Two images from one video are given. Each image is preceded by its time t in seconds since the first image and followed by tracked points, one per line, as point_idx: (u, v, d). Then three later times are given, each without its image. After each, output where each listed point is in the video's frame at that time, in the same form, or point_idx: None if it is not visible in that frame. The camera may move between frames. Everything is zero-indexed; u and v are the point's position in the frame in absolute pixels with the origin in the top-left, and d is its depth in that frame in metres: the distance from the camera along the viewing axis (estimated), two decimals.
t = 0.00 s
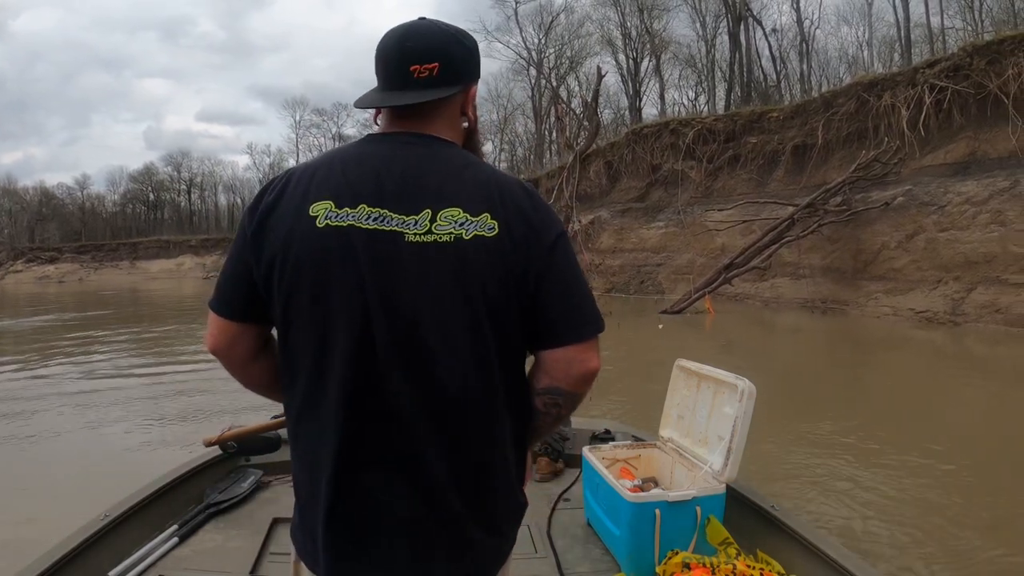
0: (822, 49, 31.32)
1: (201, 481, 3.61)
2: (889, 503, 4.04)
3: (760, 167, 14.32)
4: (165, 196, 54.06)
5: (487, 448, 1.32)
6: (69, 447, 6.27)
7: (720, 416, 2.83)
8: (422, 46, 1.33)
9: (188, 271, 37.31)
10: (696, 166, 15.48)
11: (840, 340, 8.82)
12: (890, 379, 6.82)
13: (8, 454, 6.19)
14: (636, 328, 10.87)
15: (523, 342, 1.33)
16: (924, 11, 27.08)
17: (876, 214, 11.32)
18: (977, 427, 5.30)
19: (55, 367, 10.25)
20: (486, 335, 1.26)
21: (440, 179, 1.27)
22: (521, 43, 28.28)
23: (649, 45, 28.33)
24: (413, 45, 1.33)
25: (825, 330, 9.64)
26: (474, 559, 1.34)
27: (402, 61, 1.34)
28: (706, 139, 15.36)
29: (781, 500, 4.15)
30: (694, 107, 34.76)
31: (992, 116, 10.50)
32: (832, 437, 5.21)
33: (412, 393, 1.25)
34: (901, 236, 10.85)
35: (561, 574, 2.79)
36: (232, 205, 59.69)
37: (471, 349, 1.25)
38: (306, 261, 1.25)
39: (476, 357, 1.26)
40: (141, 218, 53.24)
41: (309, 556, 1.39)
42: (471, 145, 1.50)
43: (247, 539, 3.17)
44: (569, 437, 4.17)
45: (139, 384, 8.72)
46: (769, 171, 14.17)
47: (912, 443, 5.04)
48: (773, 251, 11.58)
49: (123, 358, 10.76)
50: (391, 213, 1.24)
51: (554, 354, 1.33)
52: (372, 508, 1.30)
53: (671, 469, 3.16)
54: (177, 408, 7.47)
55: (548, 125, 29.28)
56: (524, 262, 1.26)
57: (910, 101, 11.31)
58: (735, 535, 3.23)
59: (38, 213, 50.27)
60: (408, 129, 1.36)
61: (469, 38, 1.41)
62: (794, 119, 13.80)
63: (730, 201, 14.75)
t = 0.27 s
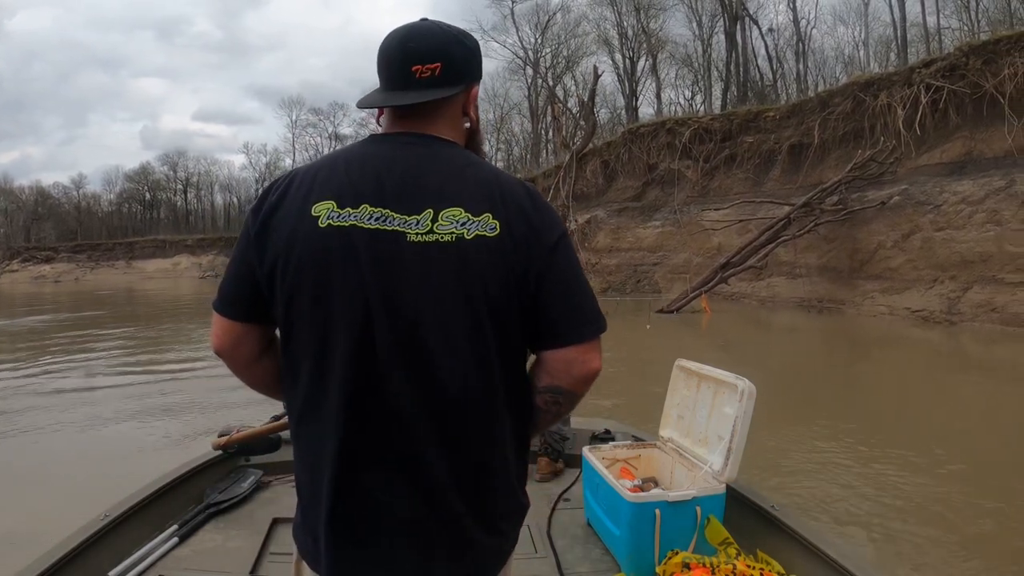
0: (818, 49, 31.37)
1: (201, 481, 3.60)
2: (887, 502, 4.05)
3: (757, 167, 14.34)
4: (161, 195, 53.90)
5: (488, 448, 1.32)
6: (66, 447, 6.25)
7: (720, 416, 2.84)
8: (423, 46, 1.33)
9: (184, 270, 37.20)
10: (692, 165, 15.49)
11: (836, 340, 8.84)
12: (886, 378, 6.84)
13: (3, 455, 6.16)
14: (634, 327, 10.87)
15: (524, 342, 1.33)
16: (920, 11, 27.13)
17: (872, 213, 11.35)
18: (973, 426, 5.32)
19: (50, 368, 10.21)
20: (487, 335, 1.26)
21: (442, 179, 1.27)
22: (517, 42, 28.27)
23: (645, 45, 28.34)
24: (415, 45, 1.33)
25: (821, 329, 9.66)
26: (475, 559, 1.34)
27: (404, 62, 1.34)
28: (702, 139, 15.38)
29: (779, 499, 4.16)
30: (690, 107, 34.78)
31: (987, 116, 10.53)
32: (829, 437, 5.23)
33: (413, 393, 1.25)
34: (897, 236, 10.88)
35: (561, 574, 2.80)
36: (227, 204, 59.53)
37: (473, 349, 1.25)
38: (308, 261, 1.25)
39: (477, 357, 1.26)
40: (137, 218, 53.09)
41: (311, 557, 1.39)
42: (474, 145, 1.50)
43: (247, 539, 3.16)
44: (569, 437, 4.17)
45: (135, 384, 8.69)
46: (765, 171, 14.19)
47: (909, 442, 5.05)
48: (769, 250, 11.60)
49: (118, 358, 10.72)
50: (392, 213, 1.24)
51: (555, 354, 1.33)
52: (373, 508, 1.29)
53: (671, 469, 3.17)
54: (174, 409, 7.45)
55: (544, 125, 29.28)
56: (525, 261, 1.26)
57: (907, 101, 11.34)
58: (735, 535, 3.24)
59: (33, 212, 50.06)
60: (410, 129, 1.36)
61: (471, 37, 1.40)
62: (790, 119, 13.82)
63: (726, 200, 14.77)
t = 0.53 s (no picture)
0: (814, 48, 31.42)
1: (201, 481, 3.59)
2: (884, 501, 4.07)
3: (753, 166, 14.36)
4: (157, 196, 53.75)
5: (485, 448, 1.32)
6: (63, 449, 6.23)
7: (720, 416, 2.84)
8: (415, 46, 1.33)
9: (180, 271, 37.12)
10: (689, 165, 15.52)
11: (833, 338, 8.87)
12: (882, 376, 6.86)
13: None
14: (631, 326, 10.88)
15: (519, 342, 1.33)
16: (916, 9, 27.19)
17: (868, 212, 11.38)
18: (970, 425, 5.34)
19: (46, 369, 10.18)
20: (482, 335, 1.26)
21: (437, 180, 1.27)
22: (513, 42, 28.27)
23: (641, 45, 28.37)
24: (406, 46, 1.34)
25: (818, 328, 9.68)
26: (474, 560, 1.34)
27: (396, 63, 1.34)
28: (698, 138, 15.40)
29: (778, 498, 4.18)
30: (686, 106, 34.80)
31: (983, 115, 10.57)
32: (827, 435, 5.25)
33: (409, 394, 1.25)
34: (893, 235, 10.91)
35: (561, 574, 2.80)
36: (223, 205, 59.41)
37: (469, 350, 1.26)
38: (305, 263, 1.25)
39: (473, 357, 1.26)
40: (133, 218, 52.95)
41: (311, 558, 1.39)
42: (470, 144, 1.49)
43: (247, 539, 3.16)
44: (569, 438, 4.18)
45: (131, 385, 8.67)
46: (761, 170, 14.22)
47: (906, 441, 5.07)
48: (766, 249, 11.63)
49: (115, 360, 10.70)
50: (387, 214, 1.24)
51: (550, 355, 1.33)
52: (372, 509, 1.30)
53: (671, 469, 3.17)
54: (171, 410, 7.43)
55: (541, 124, 29.29)
56: (519, 261, 1.26)
57: (902, 99, 11.37)
58: (735, 535, 3.25)
59: (29, 213, 49.90)
60: (404, 130, 1.36)
61: (465, 37, 1.40)
62: (786, 118, 13.85)
63: (723, 200, 14.79)
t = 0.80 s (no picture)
0: (809, 49, 31.52)
1: (201, 481, 3.58)
2: (881, 500, 4.08)
3: (748, 166, 14.39)
4: (151, 197, 53.57)
5: (478, 450, 1.32)
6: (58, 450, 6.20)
7: (720, 416, 2.85)
8: (408, 46, 1.34)
9: (175, 272, 37.00)
10: (684, 165, 15.55)
11: (828, 338, 8.90)
12: (878, 376, 6.89)
13: None
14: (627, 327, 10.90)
15: (510, 344, 1.33)
16: (910, 10, 27.29)
17: (863, 212, 11.43)
18: (966, 425, 5.36)
19: (40, 370, 10.14)
20: (474, 338, 1.26)
21: (431, 180, 1.27)
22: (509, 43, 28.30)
23: (636, 45, 28.42)
24: (400, 46, 1.34)
25: (813, 328, 9.72)
26: (467, 563, 1.33)
27: (389, 63, 1.34)
28: (693, 139, 15.44)
29: (775, 498, 4.19)
30: (682, 107, 34.88)
31: (977, 115, 10.62)
32: (824, 435, 5.26)
33: (401, 396, 1.25)
34: (888, 235, 10.96)
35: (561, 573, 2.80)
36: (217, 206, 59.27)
37: (461, 352, 1.26)
38: (299, 264, 1.25)
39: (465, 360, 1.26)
40: (127, 219, 52.77)
41: (307, 559, 1.39)
42: (467, 143, 1.49)
43: (247, 539, 3.15)
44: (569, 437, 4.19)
45: (126, 387, 8.64)
46: (756, 170, 14.25)
47: (902, 440, 5.08)
48: (761, 249, 11.67)
49: (111, 360, 10.69)
50: (379, 215, 1.24)
51: (543, 358, 1.33)
52: (366, 510, 1.29)
53: (671, 469, 3.18)
54: (167, 411, 7.41)
55: (536, 125, 29.32)
56: (510, 263, 1.26)
57: (897, 100, 11.43)
58: (734, 535, 3.26)
59: (23, 214, 49.68)
60: (398, 130, 1.36)
61: (460, 35, 1.40)
62: (781, 119, 13.89)
63: (718, 200, 14.82)
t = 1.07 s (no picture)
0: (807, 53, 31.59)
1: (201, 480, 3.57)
2: (879, 503, 4.09)
3: (745, 170, 14.41)
4: (148, 196, 53.46)
5: (479, 451, 1.32)
6: (54, 449, 6.18)
7: (720, 416, 2.86)
8: (417, 45, 1.34)
9: (171, 271, 36.91)
10: (681, 168, 15.58)
11: (825, 341, 8.91)
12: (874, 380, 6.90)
13: None
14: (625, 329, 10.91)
15: (513, 346, 1.33)
16: (908, 15, 27.37)
17: (860, 216, 11.46)
18: (963, 429, 5.37)
19: (36, 369, 10.11)
20: (476, 338, 1.26)
21: (436, 181, 1.27)
22: (507, 44, 28.32)
23: (634, 48, 28.46)
24: (408, 46, 1.34)
25: (810, 331, 9.73)
26: (468, 565, 1.32)
27: (398, 62, 1.35)
28: (691, 142, 15.46)
29: (773, 500, 4.19)
30: (679, 110, 34.93)
31: (975, 120, 10.65)
32: (822, 438, 5.27)
33: (403, 396, 1.25)
34: (885, 239, 10.99)
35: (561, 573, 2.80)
36: (214, 205, 59.19)
37: (464, 353, 1.26)
38: (302, 263, 1.25)
39: (468, 361, 1.26)
40: (124, 218, 52.65)
41: (307, 558, 1.39)
42: (474, 145, 1.49)
43: (247, 539, 3.14)
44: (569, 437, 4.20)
45: (122, 386, 8.61)
46: (753, 173, 14.28)
47: (899, 444, 5.09)
48: (758, 252, 11.71)
49: (106, 360, 10.66)
50: (385, 215, 1.24)
51: (546, 361, 1.33)
52: (366, 509, 1.29)
53: (671, 469, 3.18)
54: (163, 411, 7.39)
55: (535, 127, 29.34)
56: (514, 266, 1.25)
57: (895, 104, 11.47)
58: (734, 535, 3.26)
59: (19, 212, 49.55)
60: (405, 131, 1.36)
61: (469, 37, 1.40)
62: (779, 122, 13.92)
63: (715, 203, 14.83)
